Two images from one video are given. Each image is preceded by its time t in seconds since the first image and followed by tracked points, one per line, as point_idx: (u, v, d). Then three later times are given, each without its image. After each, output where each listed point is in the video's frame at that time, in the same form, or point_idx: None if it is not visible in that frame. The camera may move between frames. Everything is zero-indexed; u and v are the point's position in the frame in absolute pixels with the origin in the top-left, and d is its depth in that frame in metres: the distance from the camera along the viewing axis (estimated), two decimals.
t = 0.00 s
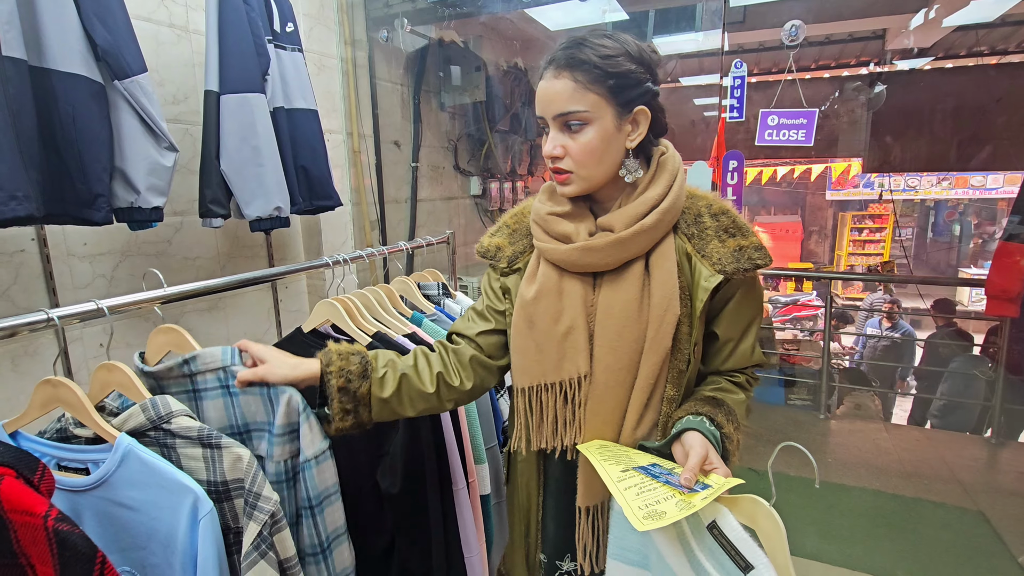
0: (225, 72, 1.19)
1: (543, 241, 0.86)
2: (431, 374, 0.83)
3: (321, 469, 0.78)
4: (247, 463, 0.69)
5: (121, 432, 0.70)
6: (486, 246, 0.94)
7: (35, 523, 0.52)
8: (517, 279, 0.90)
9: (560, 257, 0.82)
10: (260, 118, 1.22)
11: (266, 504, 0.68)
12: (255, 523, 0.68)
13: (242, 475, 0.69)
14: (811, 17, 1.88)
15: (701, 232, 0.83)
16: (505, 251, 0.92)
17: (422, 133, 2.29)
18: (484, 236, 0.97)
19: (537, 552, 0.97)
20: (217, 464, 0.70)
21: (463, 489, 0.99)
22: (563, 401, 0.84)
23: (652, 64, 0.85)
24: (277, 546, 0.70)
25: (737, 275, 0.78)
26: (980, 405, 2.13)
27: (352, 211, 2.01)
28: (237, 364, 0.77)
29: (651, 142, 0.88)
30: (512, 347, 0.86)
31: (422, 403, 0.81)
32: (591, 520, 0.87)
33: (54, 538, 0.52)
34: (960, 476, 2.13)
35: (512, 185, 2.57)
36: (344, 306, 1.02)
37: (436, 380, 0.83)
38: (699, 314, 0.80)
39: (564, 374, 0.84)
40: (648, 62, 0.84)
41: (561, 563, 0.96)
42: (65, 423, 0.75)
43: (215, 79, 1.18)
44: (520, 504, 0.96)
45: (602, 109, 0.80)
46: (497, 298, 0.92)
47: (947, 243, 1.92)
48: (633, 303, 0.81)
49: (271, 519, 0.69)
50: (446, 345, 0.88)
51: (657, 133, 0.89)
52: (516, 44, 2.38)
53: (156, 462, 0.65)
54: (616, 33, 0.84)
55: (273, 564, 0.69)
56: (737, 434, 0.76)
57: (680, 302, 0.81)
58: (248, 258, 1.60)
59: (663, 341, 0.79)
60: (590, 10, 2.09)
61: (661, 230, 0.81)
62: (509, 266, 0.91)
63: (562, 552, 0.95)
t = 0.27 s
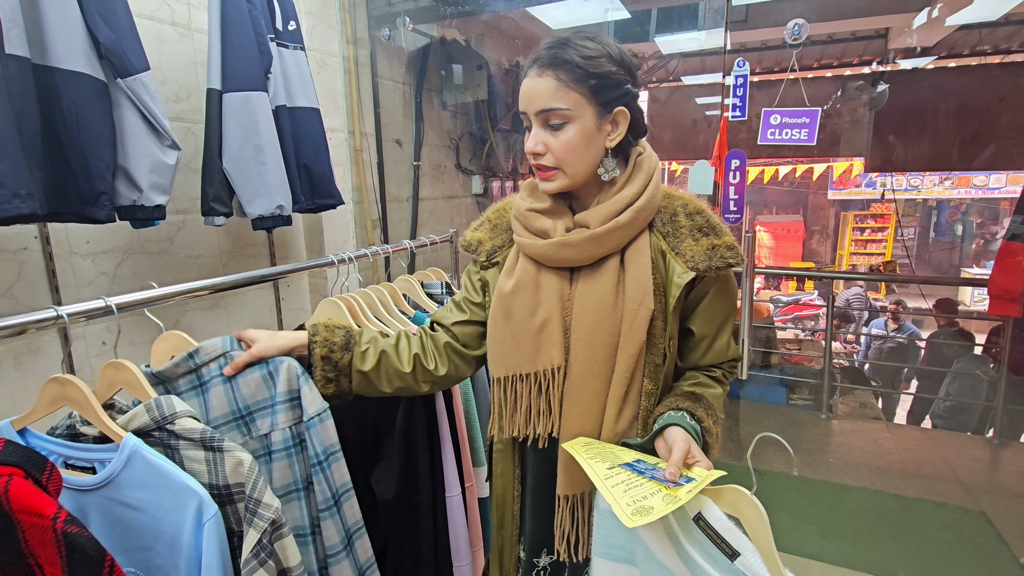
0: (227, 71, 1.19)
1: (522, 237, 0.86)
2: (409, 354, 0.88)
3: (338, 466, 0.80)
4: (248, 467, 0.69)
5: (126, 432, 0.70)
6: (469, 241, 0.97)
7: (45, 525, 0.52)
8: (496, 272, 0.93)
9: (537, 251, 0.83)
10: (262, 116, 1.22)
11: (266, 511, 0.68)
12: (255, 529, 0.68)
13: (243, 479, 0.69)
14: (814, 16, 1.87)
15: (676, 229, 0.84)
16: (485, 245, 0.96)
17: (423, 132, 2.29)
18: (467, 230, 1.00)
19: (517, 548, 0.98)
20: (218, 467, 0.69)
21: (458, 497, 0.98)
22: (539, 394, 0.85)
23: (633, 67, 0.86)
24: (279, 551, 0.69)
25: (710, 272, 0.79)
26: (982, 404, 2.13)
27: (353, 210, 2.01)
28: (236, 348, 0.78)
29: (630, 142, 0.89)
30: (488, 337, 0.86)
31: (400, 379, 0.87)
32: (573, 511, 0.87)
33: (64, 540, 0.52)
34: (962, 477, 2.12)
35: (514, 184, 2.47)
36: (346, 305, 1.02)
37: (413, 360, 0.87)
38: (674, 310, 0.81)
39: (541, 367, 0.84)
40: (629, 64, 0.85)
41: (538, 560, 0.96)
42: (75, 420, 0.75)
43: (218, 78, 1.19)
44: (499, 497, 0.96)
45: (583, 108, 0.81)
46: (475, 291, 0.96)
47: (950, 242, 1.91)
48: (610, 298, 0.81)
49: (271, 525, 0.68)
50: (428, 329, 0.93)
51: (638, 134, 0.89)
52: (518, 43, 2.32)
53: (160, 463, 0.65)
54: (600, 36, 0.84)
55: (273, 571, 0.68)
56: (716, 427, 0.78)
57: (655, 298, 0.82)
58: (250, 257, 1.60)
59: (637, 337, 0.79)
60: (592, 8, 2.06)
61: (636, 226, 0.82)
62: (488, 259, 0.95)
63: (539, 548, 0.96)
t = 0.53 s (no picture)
0: (227, 67, 1.19)
1: (523, 243, 0.86)
2: (471, 372, 0.92)
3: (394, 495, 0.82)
4: (241, 461, 0.69)
5: (119, 428, 0.70)
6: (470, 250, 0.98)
7: (41, 517, 0.52)
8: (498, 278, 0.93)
9: (539, 257, 0.83)
10: (262, 113, 1.22)
11: (259, 505, 0.67)
12: (248, 523, 0.67)
13: (236, 474, 0.69)
14: (814, 13, 1.87)
15: (673, 228, 0.83)
16: (486, 252, 0.96)
17: (423, 129, 2.29)
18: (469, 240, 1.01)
19: (511, 541, 0.98)
20: (212, 462, 0.69)
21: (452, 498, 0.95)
22: (543, 396, 0.85)
23: (624, 69, 0.86)
24: (272, 546, 0.68)
25: (708, 270, 0.79)
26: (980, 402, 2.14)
27: (353, 206, 2.01)
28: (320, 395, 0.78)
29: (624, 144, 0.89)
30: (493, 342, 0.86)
31: (468, 397, 0.91)
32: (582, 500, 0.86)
33: (61, 532, 0.52)
34: (959, 474, 2.13)
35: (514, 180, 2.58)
36: (343, 302, 1.02)
37: (475, 377, 0.92)
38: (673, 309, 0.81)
39: (544, 370, 0.84)
40: (620, 67, 0.85)
41: (533, 551, 0.97)
42: (70, 417, 0.75)
43: (217, 74, 1.18)
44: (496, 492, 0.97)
45: (580, 114, 0.80)
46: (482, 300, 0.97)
47: (949, 241, 1.91)
48: (610, 300, 0.81)
49: (264, 519, 0.67)
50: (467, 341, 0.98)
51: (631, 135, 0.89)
52: (518, 39, 2.31)
53: (153, 460, 0.66)
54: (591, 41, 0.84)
55: (266, 566, 0.67)
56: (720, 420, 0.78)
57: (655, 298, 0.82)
58: (249, 254, 1.60)
59: (638, 338, 0.79)
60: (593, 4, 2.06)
61: (635, 227, 0.81)
62: (490, 265, 0.95)
63: (535, 539, 0.97)
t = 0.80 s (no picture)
0: (213, 59, 1.17)
1: (562, 236, 0.88)
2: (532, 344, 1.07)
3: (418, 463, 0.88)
4: (226, 463, 0.66)
5: (101, 427, 0.69)
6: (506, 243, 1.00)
7: (24, 517, 0.51)
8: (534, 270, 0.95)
9: (581, 250, 0.85)
10: (249, 106, 1.20)
11: (242, 509, 0.65)
12: (231, 527, 0.65)
13: (221, 476, 0.67)
14: (804, 10, 1.88)
15: (707, 224, 0.85)
16: (521, 244, 0.97)
17: (413, 124, 2.27)
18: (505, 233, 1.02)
19: (534, 519, 0.99)
20: (197, 463, 0.68)
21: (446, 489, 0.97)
22: (578, 387, 0.87)
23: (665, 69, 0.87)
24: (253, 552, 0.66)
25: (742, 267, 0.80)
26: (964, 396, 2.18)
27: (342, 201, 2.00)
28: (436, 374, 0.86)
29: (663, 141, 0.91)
30: (528, 331, 0.88)
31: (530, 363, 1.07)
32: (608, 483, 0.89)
33: (44, 531, 0.51)
34: (944, 468, 2.17)
35: (505, 176, 2.65)
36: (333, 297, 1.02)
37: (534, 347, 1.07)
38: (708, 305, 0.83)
39: (580, 361, 0.86)
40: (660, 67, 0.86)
41: (558, 530, 0.97)
42: (50, 413, 0.74)
43: (203, 66, 1.16)
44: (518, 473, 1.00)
45: (639, 115, 0.83)
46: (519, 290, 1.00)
47: (935, 237, 1.93)
48: (647, 291, 0.83)
49: (247, 525, 0.65)
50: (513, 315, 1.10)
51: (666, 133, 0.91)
52: (510, 33, 2.48)
53: (137, 462, 0.65)
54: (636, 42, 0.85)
55: (247, 570, 0.65)
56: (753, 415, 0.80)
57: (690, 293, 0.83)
58: (236, 249, 1.58)
59: (673, 331, 0.81)
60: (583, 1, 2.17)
61: (675, 224, 0.83)
62: (524, 256, 0.97)
63: (560, 520, 0.97)
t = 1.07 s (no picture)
0: (177, 49, 1.13)
1: (598, 225, 0.99)
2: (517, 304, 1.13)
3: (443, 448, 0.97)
4: (175, 468, 0.67)
5: (46, 428, 0.67)
6: (536, 227, 1.08)
7: None
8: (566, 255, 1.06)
9: (619, 239, 0.96)
10: (215, 97, 1.17)
11: (192, 514, 0.68)
12: (180, 532, 0.68)
13: (169, 481, 0.67)
14: (776, 7, 1.88)
15: (731, 222, 0.98)
16: (552, 231, 1.07)
17: (390, 118, 2.23)
18: (532, 216, 1.11)
19: (563, 497, 1.11)
20: (144, 468, 0.67)
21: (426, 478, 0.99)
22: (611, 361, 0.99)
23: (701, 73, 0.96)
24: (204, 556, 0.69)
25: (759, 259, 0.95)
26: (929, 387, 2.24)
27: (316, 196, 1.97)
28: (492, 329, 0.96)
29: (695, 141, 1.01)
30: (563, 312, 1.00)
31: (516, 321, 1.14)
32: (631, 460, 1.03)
33: None
34: (909, 457, 2.23)
35: (483, 172, 2.63)
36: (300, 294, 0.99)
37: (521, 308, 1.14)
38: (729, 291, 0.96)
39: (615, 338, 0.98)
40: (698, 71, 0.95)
41: (584, 505, 1.10)
42: None
43: (166, 56, 1.13)
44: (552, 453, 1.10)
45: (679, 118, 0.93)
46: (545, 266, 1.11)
47: (904, 233, 1.97)
48: (674, 278, 0.96)
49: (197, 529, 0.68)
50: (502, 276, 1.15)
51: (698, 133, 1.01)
52: (487, 28, 2.49)
53: (81, 465, 0.62)
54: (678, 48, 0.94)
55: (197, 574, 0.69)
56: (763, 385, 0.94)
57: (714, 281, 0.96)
58: (205, 245, 1.54)
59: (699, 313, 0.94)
60: None
61: (702, 219, 0.96)
62: (557, 243, 1.06)
63: (586, 496, 1.10)
